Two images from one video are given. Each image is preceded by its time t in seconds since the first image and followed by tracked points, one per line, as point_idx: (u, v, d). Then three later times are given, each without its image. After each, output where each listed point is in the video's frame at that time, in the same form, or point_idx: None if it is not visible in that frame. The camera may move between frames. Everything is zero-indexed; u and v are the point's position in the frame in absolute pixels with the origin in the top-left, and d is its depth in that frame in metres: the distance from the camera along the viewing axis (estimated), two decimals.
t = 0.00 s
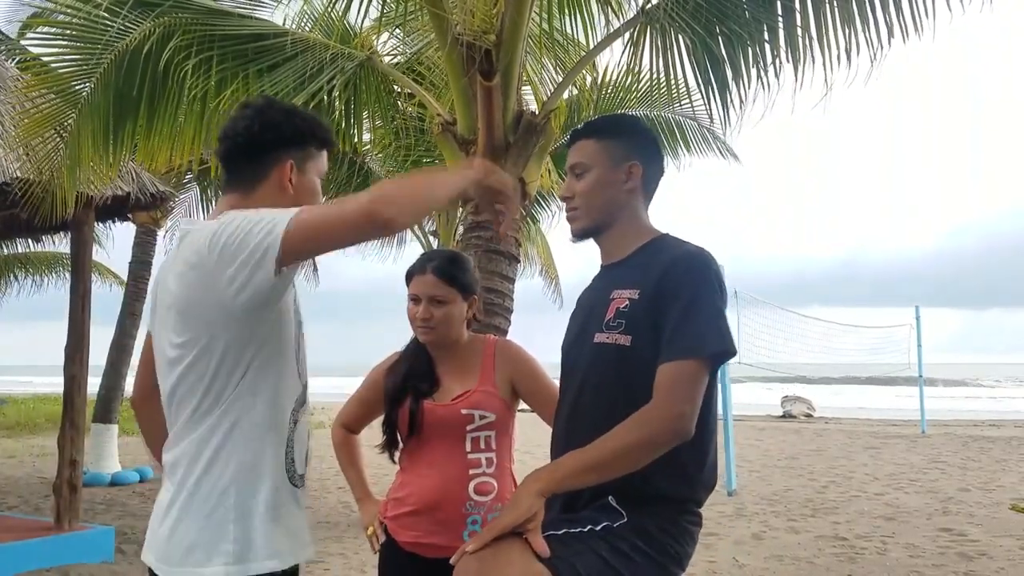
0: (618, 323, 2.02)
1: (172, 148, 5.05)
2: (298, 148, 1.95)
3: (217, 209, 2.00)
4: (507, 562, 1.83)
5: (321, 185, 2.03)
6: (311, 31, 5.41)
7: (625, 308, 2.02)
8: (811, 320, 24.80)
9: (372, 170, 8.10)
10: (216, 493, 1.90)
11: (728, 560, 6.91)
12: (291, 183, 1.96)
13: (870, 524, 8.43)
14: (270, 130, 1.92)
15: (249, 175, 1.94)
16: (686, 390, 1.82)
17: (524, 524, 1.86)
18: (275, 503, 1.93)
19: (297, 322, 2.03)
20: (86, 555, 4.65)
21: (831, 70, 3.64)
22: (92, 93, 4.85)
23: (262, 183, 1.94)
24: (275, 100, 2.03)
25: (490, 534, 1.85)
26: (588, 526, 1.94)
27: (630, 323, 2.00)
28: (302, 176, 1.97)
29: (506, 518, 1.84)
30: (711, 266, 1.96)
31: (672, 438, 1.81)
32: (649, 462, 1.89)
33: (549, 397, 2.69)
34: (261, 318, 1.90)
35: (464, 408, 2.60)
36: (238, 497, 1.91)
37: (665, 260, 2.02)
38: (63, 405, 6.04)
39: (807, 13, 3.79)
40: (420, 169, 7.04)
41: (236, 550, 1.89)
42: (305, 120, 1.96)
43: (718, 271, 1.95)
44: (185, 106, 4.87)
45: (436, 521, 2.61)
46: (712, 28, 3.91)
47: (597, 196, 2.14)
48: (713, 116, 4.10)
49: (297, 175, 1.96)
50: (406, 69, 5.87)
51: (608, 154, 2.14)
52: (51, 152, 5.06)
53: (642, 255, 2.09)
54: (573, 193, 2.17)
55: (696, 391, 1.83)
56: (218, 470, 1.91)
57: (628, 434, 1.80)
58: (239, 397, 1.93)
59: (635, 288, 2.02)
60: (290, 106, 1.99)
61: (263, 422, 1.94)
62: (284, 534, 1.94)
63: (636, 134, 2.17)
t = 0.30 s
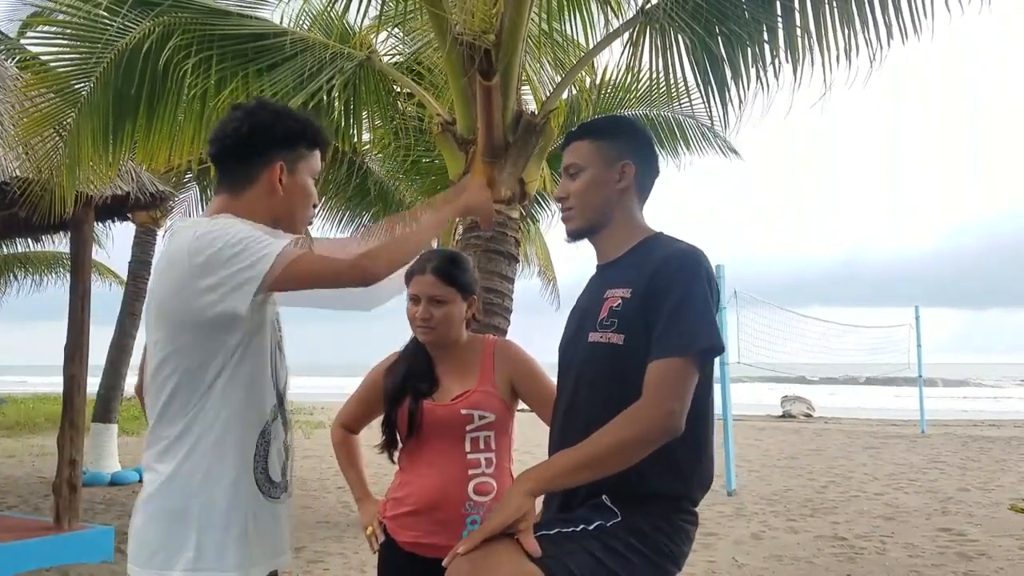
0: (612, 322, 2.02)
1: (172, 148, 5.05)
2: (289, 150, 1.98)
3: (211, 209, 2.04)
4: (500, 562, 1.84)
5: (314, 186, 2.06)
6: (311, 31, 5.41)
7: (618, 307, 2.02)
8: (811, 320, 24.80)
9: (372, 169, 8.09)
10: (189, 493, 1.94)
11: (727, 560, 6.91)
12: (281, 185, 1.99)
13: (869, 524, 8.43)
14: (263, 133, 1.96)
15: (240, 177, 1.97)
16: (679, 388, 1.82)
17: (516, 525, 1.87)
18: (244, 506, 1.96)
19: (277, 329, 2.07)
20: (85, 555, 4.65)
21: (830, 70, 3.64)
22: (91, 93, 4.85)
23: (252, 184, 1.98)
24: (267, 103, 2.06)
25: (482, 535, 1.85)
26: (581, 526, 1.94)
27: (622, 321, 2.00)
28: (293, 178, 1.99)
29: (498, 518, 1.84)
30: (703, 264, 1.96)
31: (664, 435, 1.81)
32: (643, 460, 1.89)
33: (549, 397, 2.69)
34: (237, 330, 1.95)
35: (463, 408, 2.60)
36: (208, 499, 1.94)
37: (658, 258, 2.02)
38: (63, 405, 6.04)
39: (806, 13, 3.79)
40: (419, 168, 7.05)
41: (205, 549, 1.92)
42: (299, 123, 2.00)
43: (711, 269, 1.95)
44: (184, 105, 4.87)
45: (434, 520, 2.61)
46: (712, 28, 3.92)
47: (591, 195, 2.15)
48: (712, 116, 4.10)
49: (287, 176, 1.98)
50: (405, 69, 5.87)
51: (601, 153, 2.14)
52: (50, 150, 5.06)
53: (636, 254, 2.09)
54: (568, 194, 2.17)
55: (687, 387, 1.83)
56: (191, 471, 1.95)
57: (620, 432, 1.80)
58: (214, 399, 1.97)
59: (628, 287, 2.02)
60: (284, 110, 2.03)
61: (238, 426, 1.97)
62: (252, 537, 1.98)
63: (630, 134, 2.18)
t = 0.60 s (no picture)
0: (609, 321, 2.02)
1: (172, 148, 5.05)
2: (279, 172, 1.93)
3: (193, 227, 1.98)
4: (496, 562, 1.84)
5: (302, 208, 1.99)
6: (310, 30, 5.41)
7: (616, 306, 2.02)
8: (811, 320, 24.80)
9: (373, 170, 8.08)
10: (145, 501, 1.87)
11: (727, 560, 6.91)
12: (266, 208, 1.92)
13: (869, 524, 8.43)
14: (254, 154, 1.90)
15: (224, 198, 1.91)
16: (676, 387, 1.82)
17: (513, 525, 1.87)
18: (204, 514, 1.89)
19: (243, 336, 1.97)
20: (85, 555, 4.64)
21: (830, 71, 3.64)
22: (91, 92, 4.84)
23: (238, 204, 1.91)
24: (259, 124, 2.01)
25: (479, 535, 1.85)
26: (577, 525, 1.94)
27: (620, 320, 2.00)
28: (280, 200, 1.93)
29: (494, 518, 1.84)
30: (700, 263, 1.96)
31: (660, 432, 1.80)
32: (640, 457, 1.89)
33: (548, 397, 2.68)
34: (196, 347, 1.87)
35: (463, 408, 2.60)
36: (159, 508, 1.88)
37: (656, 258, 2.01)
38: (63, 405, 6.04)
39: (806, 13, 3.79)
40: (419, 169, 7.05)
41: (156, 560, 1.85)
42: (293, 148, 1.95)
43: (710, 270, 1.95)
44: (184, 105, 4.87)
45: (433, 520, 2.61)
46: (712, 28, 3.91)
47: (590, 196, 2.14)
48: (713, 116, 4.10)
49: (273, 199, 1.92)
50: (405, 69, 5.86)
51: (600, 153, 2.14)
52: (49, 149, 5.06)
53: (634, 254, 2.08)
54: (566, 194, 2.17)
55: (684, 385, 1.83)
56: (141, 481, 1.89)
57: (615, 430, 1.80)
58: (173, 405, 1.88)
59: (626, 286, 2.02)
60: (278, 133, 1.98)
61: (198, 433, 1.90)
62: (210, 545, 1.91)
63: (628, 135, 2.18)
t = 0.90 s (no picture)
0: (610, 322, 2.02)
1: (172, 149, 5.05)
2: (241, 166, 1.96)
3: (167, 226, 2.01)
4: (496, 563, 1.84)
5: (270, 203, 2.02)
6: (310, 30, 5.41)
7: (617, 307, 2.02)
8: (811, 320, 24.80)
9: (373, 170, 8.06)
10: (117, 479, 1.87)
11: (726, 560, 6.92)
12: (232, 200, 1.95)
13: (869, 524, 8.43)
14: (214, 148, 1.95)
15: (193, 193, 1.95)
16: (675, 387, 1.82)
17: (512, 526, 1.86)
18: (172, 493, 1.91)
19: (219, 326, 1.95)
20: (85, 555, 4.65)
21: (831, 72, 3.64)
22: (91, 93, 4.85)
23: (204, 200, 1.95)
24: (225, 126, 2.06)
25: (478, 536, 1.85)
26: (578, 527, 1.94)
27: (620, 321, 2.00)
28: (245, 193, 1.96)
29: (494, 519, 1.84)
30: (701, 263, 1.95)
31: (659, 433, 1.80)
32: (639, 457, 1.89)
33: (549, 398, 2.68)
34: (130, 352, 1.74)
35: (463, 409, 2.60)
36: (131, 522, 1.84)
37: (657, 258, 2.01)
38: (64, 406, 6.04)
39: (807, 13, 3.79)
40: (420, 169, 7.06)
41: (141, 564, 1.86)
42: (252, 141, 1.98)
43: (711, 270, 1.95)
44: (185, 105, 4.88)
45: (433, 521, 2.61)
46: (713, 28, 3.91)
47: (590, 198, 2.15)
48: (714, 118, 4.10)
49: (237, 190, 1.95)
50: (407, 70, 5.86)
51: (599, 154, 2.15)
52: (50, 149, 5.07)
53: (635, 255, 2.09)
54: (568, 196, 2.18)
55: (684, 385, 1.83)
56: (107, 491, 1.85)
57: (614, 430, 1.80)
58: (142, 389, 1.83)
59: (628, 287, 2.02)
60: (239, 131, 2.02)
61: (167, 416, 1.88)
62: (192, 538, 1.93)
63: (629, 135, 2.18)
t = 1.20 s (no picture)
0: (616, 324, 2.03)
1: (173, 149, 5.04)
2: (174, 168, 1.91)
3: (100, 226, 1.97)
4: (501, 565, 1.84)
5: (211, 206, 1.96)
6: (311, 31, 5.41)
7: (623, 309, 2.02)
8: (811, 320, 24.81)
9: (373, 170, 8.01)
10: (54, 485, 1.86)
11: (727, 561, 6.92)
12: (166, 205, 1.90)
13: (869, 524, 8.44)
14: (145, 151, 1.88)
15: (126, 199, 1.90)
16: (683, 390, 1.82)
17: (517, 529, 1.87)
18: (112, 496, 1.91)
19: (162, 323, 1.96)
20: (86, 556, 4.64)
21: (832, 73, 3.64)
22: (91, 94, 4.86)
23: (136, 205, 1.90)
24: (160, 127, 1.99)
25: (484, 538, 1.85)
26: (584, 528, 1.94)
27: (627, 322, 2.00)
28: (180, 196, 1.90)
29: (499, 521, 1.84)
30: (708, 265, 1.95)
31: (666, 437, 1.80)
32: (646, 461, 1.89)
33: (551, 398, 2.68)
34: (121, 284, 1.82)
35: (464, 409, 2.60)
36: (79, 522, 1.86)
37: (662, 259, 2.01)
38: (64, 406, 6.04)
39: (808, 14, 3.80)
40: (421, 169, 7.07)
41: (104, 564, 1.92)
42: (191, 142, 1.94)
43: (718, 272, 1.94)
44: (185, 106, 4.88)
45: (435, 522, 2.60)
46: (714, 29, 3.91)
47: (593, 198, 2.15)
48: (716, 119, 4.10)
49: (171, 195, 1.89)
50: (409, 70, 5.85)
51: (600, 154, 2.15)
52: (51, 149, 5.11)
53: (639, 256, 2.09)
54: (571, 197, 2.18)
55: (691, 389, 1.83)
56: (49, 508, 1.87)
57: (621, 435, 1.80)
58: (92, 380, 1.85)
59: (634, 289, 2.02)
60: (176, 134, 1.96)
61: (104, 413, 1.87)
62: (151, 521, 2.02)
63: (632, 135, 2.17)
